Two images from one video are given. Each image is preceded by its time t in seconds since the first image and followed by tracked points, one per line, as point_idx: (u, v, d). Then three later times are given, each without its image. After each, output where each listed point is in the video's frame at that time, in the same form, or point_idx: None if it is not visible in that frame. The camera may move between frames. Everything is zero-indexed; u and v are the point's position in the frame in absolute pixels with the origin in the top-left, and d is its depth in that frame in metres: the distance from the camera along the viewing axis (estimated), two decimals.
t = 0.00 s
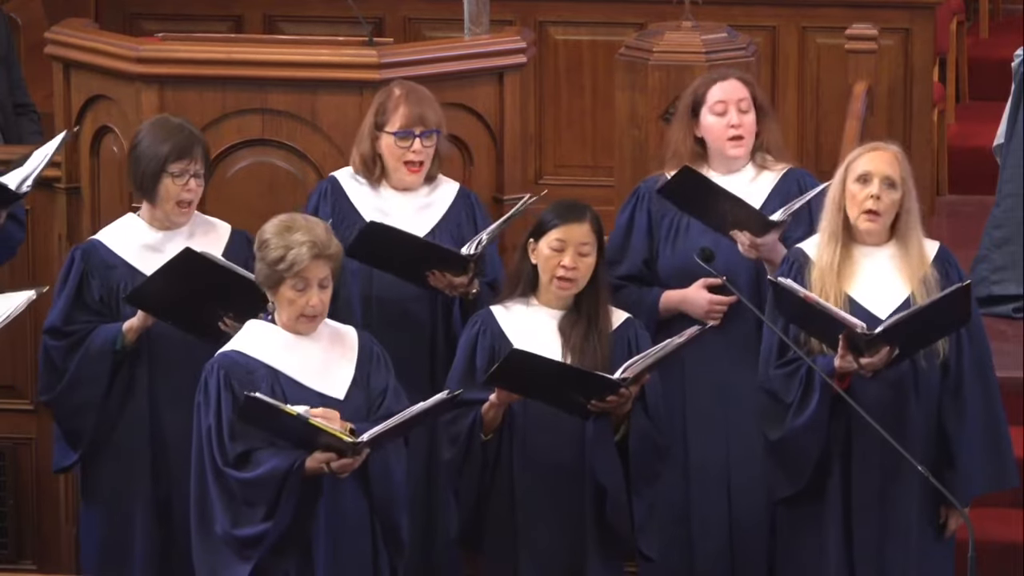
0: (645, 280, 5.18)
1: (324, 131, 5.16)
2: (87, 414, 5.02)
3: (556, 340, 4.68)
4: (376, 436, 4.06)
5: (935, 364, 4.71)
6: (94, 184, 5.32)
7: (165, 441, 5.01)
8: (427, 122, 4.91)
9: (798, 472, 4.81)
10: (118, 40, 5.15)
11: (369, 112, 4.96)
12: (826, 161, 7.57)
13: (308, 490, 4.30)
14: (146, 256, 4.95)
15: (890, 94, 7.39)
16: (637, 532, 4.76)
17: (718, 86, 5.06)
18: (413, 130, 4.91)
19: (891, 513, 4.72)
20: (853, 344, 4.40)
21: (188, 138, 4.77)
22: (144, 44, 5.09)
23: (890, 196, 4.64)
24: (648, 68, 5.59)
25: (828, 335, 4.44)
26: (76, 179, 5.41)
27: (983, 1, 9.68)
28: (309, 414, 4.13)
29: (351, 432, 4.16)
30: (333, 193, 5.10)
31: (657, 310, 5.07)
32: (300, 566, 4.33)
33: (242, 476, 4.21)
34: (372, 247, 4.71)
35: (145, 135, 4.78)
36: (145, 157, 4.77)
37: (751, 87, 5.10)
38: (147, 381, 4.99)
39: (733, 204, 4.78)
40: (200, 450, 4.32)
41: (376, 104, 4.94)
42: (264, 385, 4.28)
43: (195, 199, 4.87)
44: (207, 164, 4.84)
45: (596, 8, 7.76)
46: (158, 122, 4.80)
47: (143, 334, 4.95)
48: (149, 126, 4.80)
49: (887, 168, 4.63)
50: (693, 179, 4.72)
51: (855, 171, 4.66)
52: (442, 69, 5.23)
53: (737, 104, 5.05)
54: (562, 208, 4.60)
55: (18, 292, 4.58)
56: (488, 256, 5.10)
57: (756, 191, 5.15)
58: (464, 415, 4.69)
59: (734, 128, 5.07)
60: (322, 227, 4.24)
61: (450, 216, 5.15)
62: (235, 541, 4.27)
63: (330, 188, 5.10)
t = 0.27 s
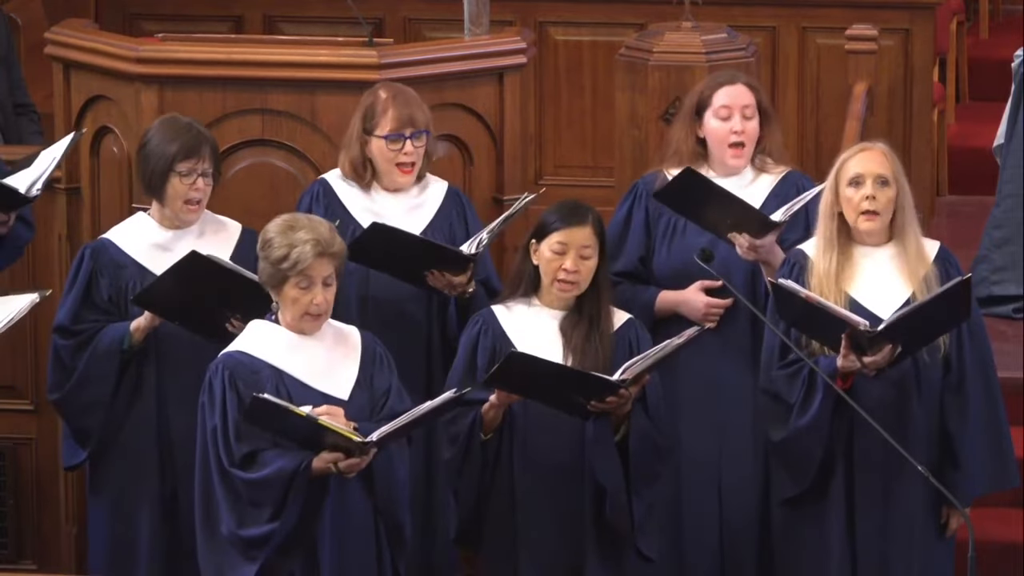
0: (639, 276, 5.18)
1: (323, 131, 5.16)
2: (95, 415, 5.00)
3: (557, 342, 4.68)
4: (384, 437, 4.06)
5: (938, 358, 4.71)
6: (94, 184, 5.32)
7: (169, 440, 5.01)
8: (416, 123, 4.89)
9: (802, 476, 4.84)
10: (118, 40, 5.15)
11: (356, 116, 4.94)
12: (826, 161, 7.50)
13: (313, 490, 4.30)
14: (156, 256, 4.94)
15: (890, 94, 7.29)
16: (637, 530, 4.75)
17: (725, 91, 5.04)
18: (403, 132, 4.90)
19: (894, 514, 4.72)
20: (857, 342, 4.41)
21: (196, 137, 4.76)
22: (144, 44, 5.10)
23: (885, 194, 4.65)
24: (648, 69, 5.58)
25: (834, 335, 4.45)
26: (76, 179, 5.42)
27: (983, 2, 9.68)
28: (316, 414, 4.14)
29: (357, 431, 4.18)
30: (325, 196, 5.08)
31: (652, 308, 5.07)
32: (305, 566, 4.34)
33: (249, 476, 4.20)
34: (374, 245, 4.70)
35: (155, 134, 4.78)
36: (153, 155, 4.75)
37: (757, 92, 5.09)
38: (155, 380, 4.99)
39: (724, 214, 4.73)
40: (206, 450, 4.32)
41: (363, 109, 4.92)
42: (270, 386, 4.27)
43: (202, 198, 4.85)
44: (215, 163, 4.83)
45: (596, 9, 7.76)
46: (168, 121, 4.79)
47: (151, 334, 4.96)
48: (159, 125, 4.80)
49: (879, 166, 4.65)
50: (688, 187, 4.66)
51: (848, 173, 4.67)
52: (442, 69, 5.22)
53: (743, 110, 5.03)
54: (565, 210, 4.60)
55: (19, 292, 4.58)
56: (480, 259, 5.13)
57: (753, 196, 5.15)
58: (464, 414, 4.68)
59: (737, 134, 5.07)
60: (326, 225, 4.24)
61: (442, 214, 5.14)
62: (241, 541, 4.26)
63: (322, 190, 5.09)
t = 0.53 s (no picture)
0: (634, 274, 5.16)
1: (323, 132, 5.15)
2: (100, 412, 5.02)
3: (557, 343, 4.68)
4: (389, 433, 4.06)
5: (940, 354, 4.71)
6: (94, 185, 5.31)
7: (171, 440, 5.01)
8: (407, 130, 4.85)
9: (805, 476, 4.82)
10: (118, 41, 5.15)
11: (345, 125, 4.90)
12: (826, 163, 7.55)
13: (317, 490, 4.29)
14: (167, 256, 4.94)
15: (890, 93, 7.36)
16: (637, 530, 4.75)
17: (730, 99, 4.99)
18: (396, 140, 4.86)
19: (897, 513, 4.72)
20: (863, 343, 4.40)
21: (207, 141, 4.72)
22: (144, 44, 5.10)
23: (882, 201, 4.66)
24: (648, 68, 5.58)
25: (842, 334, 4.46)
26: (76, 179, 5.43)
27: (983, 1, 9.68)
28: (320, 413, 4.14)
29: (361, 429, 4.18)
30: (318, 201, 5.03)
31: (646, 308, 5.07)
32: (307, 566, 4.34)
33: (252, 476, 4.21)
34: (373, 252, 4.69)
35: (168, 135, 4.75)
36: (164, 157, 4.74)
37: (762, 100, 5.05)
38: (161, 381, 4.99)
39: (718, 225, 4.71)
40: (208, 448, 4.33)
41: (353, 119, 4.88)
42: (272, 386, 4.26)
43: (213, 201, 4.84)
44: (227, 167, 4.80)
45: (596, 8, 7.76)
46: (182, 122, 4.77)
47: (160, 335, 4.95)
48: (173, 126, 4.77)
49: (876, 173, 4.64)
50: (683, 199, 4.64)
51: (844, 182, 4.66)
52: (442, 69, 5.21)
53: (748, 120, 4.99)
54: (565, 211, 4.60)
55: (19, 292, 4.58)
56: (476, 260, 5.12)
57: (749, 202, 5.13)
58: (464, 415, 4.68)
59: (738, 143, 5.04)
60: (333, 225, 4.24)
61: (434, 215, 5.12)
62: (243, 540, 4.27)
63: (315, 195, 5.03)
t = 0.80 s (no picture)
0: (628, 272, 5.15)
1: (324, 132, 5.15)
2: (105, 411, 5.00)
3: (557, 343, 4.68)
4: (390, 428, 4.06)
5: (941, 354, 4.71)
6: (93, 186, 5.32)
7: (173, 439, 5.01)
8: (401, 136, 4.84)
9: (808, 476, 4.81)
10: (118, 40, 5.15)
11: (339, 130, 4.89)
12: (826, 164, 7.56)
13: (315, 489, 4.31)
14: (177, 256, 4.94)
15: (890, 93, 7.38)
16: (638, 530, 4.74)
17: (714, 91, 5.02)
18: (389, 146, 4.85)
19: (898, 513, 4.73)
20: (867, 341, 4.40)
21: (225, 150, 4.72)
22: (144, 43, 5.10)
23: (882, 205, 4.66)
24: (648, 68, 5.59)
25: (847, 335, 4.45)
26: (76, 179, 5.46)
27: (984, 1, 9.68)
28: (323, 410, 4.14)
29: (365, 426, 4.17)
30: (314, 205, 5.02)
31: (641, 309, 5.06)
32: (307, 565, 4.34)
33: (253, 475, 4.20)
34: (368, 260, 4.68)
35: (186, 138, 4.75)
36: (179, 161, 4.74)
37: (751, 95, 5.04)
38: (168, 382, 4.98)
39: (715, 225, 4.67)
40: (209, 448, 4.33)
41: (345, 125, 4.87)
42: (273, 385, 4.27)
43: (226, 208, 4.85)
44: (243, 178, 4.80)
45: (596, 8, 7.76)
46: (201, 126, 4.77)
47: (169, 336, 4.95)
48: (191, 130, 4.76)
49: (877, 176, 4.64)
50: (683, 199, 4.61)
51: (845, 186, 4.66)
52: (442, 69, 5.21)
53: (729, 111, 5.00)
54: (563, 210, 4.60)
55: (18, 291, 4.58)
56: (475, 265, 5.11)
57: (745, 202, 5.11)
58: (465, 415, 4.68)
59: (720, 136, 5.03)
60: (335, 226, 4.24)
61: (428, 215, 5.12)
62: (244, 539, 4.26)
63: (310, 200, 5.02)
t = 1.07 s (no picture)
0: (622, 275, 5.15)
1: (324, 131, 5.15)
2: (114, 410, 5.00)
3: (557, 341, 4.68)
4: (391, 420, 4.04)
5: (941, 354, 4.72)
6: (94, 185, 5.33)
7: (173, 439, 5.01)
8: (388, 134, 4.84)
9: (807, 476, 4.81)
10: (118, 40, 5.15)
11: (328, 130, 4.91)
12: (826, 164, 7.55)
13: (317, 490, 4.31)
14: (186, 256, 4.94)
15: (890, 93, 7.37)
16: (637, 529, 4.75)
17: (698, 85, 5.04)
18: (379, 145, 4.86)
19: (898, 513, 4.73)
20: (868, 343, 4.40)
21: (231, 142, 4.72)
22: (144, 44, 5.10)
23: (882, 206, 4.66)
24: (648, 68, 5.59)
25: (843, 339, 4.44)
26: (76, 179, 5.45)
27: (983, 2, 9.68)
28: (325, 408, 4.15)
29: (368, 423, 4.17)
30: (307, 206, 5.01)
31: (634, 309, 5.04)
32: (307, 565, 4.34)
33: (254, 474, 4.20)
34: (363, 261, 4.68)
35: (192, 134, 4.75)
36: (187, 157, 4.75)
37: (736, 88, 5.06)
38: (175, 381, 4.98)
39: (705, 225, 4.65)
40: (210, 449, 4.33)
41: (332, 127, 4.88)
42: (274, 384, 4.27)
43: (236, 202, 4.83)
44: (251, 169, 4.80)
45: (596, 8, 7.76)
46: (207, 122, 4.76)
47: (176, 335, 4.95)
48: (196, 125, 4.77)
49: (877, 176, 4.64)
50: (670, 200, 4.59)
51: (846, 185, 4.66)
52: (441, 69, 5.20)
53: (713, 103, 5.01)
54: (558, 206, 4.61)
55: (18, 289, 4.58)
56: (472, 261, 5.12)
57: (736, 198, 5.11)
58: (464, 414, 4.68)
59: (706, 129, 5.04)
60: (335, 225, 4.24)
61: (422, 212, 5.11)
62: (245, 538, 4.26)
63: (302, 200, 5.02)
